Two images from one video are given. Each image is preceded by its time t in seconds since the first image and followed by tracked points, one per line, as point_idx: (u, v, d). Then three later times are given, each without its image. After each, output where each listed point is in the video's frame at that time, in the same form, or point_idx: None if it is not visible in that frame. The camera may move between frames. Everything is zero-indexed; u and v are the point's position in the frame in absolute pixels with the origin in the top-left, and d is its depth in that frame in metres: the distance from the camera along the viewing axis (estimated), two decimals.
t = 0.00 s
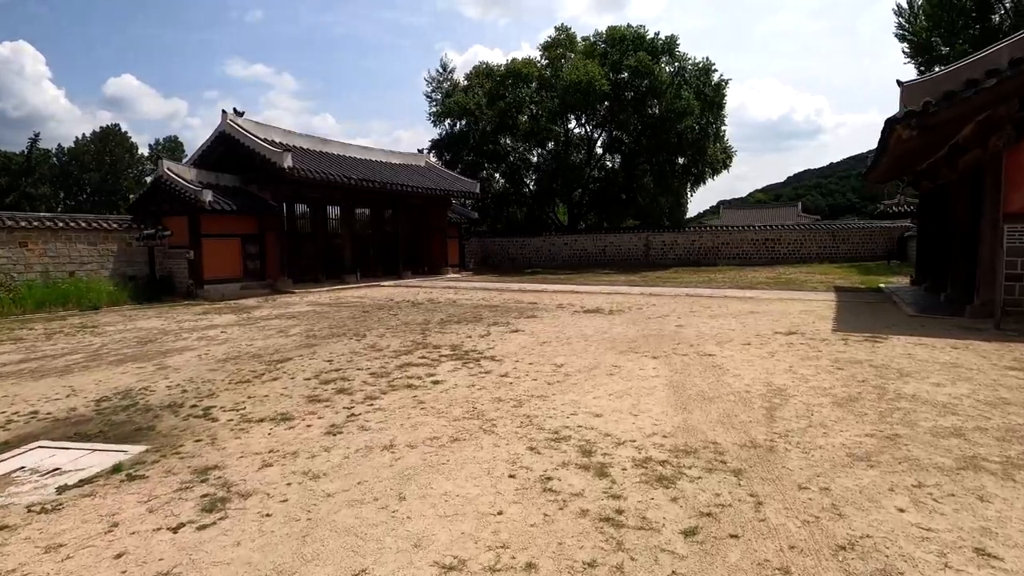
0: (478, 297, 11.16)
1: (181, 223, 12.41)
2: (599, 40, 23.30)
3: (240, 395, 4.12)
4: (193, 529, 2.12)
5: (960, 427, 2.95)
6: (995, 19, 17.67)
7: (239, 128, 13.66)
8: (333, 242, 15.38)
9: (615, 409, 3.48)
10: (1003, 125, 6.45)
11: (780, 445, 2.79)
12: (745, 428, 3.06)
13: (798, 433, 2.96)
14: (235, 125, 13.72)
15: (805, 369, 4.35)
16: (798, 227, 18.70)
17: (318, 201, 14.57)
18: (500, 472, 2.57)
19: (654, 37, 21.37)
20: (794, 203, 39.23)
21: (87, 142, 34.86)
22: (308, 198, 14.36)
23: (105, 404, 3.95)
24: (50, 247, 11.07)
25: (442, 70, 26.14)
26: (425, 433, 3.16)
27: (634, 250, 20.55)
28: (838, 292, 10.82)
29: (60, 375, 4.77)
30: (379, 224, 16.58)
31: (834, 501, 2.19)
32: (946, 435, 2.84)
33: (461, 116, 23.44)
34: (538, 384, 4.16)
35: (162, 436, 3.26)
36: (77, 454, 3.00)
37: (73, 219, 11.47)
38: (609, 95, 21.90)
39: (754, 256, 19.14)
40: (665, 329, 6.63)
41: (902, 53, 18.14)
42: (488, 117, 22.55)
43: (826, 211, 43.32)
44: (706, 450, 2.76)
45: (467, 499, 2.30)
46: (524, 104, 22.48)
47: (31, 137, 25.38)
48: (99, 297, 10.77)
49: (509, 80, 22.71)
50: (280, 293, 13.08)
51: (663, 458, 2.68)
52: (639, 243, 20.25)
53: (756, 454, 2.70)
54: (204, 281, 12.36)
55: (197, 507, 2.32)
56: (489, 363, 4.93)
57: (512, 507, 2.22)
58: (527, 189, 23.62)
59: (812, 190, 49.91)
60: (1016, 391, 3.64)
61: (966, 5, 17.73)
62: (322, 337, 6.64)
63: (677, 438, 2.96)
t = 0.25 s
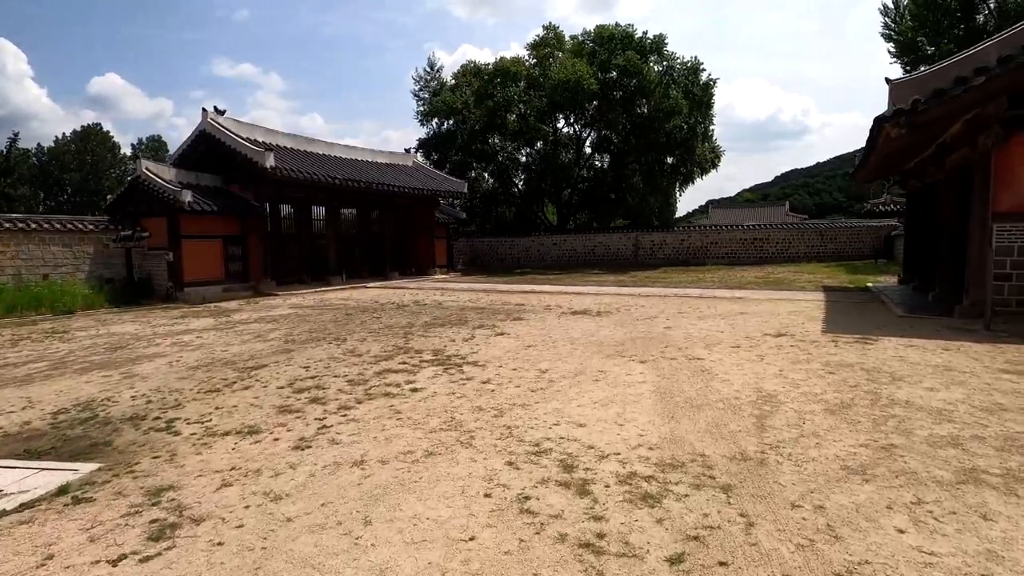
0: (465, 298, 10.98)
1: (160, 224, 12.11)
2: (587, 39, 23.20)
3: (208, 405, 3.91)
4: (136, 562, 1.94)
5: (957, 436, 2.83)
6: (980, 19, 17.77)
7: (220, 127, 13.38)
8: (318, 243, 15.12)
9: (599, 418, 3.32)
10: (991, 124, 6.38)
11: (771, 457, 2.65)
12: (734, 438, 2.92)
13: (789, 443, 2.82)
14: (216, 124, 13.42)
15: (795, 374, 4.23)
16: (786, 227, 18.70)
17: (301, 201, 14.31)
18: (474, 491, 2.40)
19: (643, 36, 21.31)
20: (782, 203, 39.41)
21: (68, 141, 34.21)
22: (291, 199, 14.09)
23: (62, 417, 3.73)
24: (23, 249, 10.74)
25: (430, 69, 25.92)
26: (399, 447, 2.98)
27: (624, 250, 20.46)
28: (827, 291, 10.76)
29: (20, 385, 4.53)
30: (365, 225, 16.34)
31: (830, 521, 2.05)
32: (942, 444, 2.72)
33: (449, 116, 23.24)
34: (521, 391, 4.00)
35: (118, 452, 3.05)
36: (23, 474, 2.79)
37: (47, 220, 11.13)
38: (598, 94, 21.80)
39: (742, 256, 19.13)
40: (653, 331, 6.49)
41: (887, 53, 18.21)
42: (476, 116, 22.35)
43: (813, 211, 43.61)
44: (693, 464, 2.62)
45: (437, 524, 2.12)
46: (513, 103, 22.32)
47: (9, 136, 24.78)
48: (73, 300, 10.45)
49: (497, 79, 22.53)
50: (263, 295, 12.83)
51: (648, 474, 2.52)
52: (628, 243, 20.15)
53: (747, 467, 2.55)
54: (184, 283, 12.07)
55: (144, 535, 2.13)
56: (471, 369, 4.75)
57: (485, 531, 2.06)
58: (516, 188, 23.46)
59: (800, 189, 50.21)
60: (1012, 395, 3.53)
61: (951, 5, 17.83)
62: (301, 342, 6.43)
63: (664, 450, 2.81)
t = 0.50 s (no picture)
0: (443, 299, 10.79)
1: (127, 223, 11.72)
2: (569, 39, 23.13)
3: (159, 413, 3.69)
4: None
5: (936, 440, 2.74)
6: (953, 23, 18.06)
7: (191, 123, 13.01)
8: (294, 242, 14.80)
9: (571, 424, 3.18)
10: (966, 124, 6.39)
11: (747, 465, 2.53)
12: (709, 444, 2.80)
13: (765, 450, 2.71)
14: (188, 120, 13.05)
15: (773, 375, 4.13)
16: (766, 227, 18.83)
17: (277, 200, 13.98)
18: (432, 506, 2.24)
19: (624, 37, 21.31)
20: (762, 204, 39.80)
21: (37, 137, 33.21)
22: (266, 197, 13.76)
23: None
24: None
25: (410, 67, 25.65)
26: (357, 457, 2.81)
27: (605, 250, 20.42)
28: (806, 291, 10.79)
29: None
30: (344, 224, 16.04)
31: (806, 536, 1.93)
32: (922, 449, 2.63)
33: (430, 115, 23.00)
34: (492, 396, 3.84)
35: (53, 466, 2.83)
36: None
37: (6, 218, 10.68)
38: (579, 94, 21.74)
39: (723, 256, 19.21)
40: (631, 332, 6.38)
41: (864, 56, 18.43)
42: (458, 115, 22.15)
43: (793, 212, 44.15)
44: (666, 473, 2.49)
45: (388, 543, 1.96)
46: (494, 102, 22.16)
47: None
48: (34, 301, 10.03)
49: (478, 77, 22.35)
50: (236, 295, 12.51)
51: (618, 484, 2.39)
52: (610, 243, 20.11)
53: (721, 476, 2.43)
54: (153, 284, 11.70)
55: (64, 560, 1.94)
56: (442, 373, 4.58)
57: (439, 552, 1.90)
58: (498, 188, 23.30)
59: (779, 191, 50.83)
60: (990, 397, 3.46)
61: (925, 10, 18.09)
62: (269, 344, 6.20)
63: (636, 458, 2.68)
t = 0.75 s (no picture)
0: (420, 300, 10.59)
1: (90, 222, 11.28)
2: (548, 37, 23.03)
3: (104, 428, 3.46)
4: None
5: (913, 449, 2.67)
6: (925, 26, 18.37)
7: (158, 119, 12.60)
8: (268, 242, 14.45)
9: (540, 436, 3.04)
10: (938, 125, 6.39)
11: (720, 479, 2.42)
12: (682, 456, 2.68)
13: (739, 461, 2.61)
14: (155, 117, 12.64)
15: (749, 380, 4.05)
16: (744, 227, 18.96)
17: (249, 199, 13.62)
18: (385, 531, 2.08)
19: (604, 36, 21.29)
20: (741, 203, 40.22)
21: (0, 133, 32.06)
22: (238, 196, 13.39)
23: None
24: None
25: (389, 64, 25.32)
26: (312, 475, 2.64)
27: (586, 250, 20.37)
28: (783, 291, 10.82)
29: None
30: (320, 224, 15.72)
31: (780, 559, 1.82)
32: (899, 459, 2.55)
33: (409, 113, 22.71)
34: (460, 404, 3.69)
35: None
36: None
37: None
38: (559, 93, 21.66)
39: (702, 255, 19.31)
40: (608, 334, 6.28)
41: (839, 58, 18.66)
42: (437, 113, 21.91)
43: (771, 211, 44.72)
44: (636, 489, 2.36)
45: None
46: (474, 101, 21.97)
47: None
48: None
49: (458, 75, 22.13)
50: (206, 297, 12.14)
51: (585, 503, 2.25)
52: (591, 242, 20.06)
53: (693, 492, 2.31)
54: (119, 286, 11.28)
55: None
56: (410, 380, 4.41)
57: None
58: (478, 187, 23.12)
59: (757, 190, 51.46)
60: (966, 401, 3.42)
61: (898, 13, 18.38)
62: (233, 350, 5.96)
63: (606, 472, 2.55)
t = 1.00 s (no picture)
0: (410, 300, 10.43)
1: (73, 222, 11.05)
2: (542, 36, 22.90)
3: (66, 436, 3.28)
4: None
5: (913, 455, 2.53)
6: (919, 24, 18.34)
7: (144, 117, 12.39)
8: (257, 242, 14.25)
9: (523, 443, 2.90)
10: (934, 120, 6.30)
11: (711, 489, 2.28)
12: (671, 465, 2.54)
13: (731, 470, 2.46)
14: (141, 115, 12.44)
15: (744, 382, 3.91)
16: (738, 226, 18.87)
17: (238, 198, 13.42)
18: (349, 550, 1.93)
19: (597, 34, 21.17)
20: (736, 203, 40.17)
21: None
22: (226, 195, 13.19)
23: None
24: None
25: (381, 63, 25.12)
26: (278, 487, 2.48)
27: (580, 250, 20.23)
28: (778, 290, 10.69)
29: None
30: (310, 224, 15.53)
31: None
32: (900, 467, 2.41)
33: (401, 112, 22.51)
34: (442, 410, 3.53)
35: None
36: None
37: None
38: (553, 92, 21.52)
39: (696, 255, 19.21)
40: (600, 335, 6.13)
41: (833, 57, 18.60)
42: (430, 112, 21.74)
43: (765, 211, 44.73)
44: (622, 501, 2.22)
45: None
46: (467, 99, 21.81)
47: None
48: None
49: (450, 74, 21.96)
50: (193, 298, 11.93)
51: (567, 517, 2.11)
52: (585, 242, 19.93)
53: (682, 504, 2.17)
54: (102, 287, 11.05)
55: None
56: (392, 383, 4.25)
57: None
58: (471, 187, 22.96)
59: (752, 190, 51.47)
60: (967, 404, 3.29)
61: (892, 11, 18.34)
62: (213, 352, 5.78)
63: (590, 482, 2.41)
